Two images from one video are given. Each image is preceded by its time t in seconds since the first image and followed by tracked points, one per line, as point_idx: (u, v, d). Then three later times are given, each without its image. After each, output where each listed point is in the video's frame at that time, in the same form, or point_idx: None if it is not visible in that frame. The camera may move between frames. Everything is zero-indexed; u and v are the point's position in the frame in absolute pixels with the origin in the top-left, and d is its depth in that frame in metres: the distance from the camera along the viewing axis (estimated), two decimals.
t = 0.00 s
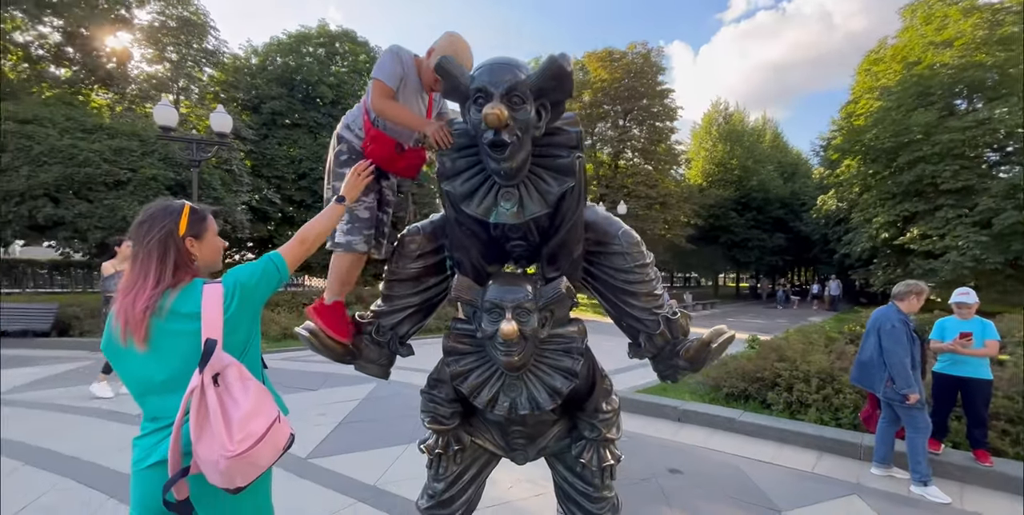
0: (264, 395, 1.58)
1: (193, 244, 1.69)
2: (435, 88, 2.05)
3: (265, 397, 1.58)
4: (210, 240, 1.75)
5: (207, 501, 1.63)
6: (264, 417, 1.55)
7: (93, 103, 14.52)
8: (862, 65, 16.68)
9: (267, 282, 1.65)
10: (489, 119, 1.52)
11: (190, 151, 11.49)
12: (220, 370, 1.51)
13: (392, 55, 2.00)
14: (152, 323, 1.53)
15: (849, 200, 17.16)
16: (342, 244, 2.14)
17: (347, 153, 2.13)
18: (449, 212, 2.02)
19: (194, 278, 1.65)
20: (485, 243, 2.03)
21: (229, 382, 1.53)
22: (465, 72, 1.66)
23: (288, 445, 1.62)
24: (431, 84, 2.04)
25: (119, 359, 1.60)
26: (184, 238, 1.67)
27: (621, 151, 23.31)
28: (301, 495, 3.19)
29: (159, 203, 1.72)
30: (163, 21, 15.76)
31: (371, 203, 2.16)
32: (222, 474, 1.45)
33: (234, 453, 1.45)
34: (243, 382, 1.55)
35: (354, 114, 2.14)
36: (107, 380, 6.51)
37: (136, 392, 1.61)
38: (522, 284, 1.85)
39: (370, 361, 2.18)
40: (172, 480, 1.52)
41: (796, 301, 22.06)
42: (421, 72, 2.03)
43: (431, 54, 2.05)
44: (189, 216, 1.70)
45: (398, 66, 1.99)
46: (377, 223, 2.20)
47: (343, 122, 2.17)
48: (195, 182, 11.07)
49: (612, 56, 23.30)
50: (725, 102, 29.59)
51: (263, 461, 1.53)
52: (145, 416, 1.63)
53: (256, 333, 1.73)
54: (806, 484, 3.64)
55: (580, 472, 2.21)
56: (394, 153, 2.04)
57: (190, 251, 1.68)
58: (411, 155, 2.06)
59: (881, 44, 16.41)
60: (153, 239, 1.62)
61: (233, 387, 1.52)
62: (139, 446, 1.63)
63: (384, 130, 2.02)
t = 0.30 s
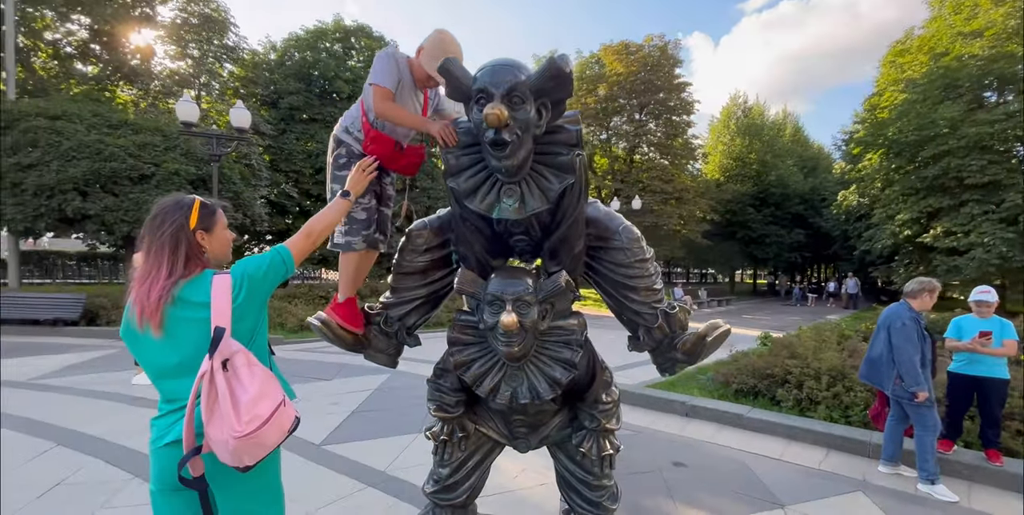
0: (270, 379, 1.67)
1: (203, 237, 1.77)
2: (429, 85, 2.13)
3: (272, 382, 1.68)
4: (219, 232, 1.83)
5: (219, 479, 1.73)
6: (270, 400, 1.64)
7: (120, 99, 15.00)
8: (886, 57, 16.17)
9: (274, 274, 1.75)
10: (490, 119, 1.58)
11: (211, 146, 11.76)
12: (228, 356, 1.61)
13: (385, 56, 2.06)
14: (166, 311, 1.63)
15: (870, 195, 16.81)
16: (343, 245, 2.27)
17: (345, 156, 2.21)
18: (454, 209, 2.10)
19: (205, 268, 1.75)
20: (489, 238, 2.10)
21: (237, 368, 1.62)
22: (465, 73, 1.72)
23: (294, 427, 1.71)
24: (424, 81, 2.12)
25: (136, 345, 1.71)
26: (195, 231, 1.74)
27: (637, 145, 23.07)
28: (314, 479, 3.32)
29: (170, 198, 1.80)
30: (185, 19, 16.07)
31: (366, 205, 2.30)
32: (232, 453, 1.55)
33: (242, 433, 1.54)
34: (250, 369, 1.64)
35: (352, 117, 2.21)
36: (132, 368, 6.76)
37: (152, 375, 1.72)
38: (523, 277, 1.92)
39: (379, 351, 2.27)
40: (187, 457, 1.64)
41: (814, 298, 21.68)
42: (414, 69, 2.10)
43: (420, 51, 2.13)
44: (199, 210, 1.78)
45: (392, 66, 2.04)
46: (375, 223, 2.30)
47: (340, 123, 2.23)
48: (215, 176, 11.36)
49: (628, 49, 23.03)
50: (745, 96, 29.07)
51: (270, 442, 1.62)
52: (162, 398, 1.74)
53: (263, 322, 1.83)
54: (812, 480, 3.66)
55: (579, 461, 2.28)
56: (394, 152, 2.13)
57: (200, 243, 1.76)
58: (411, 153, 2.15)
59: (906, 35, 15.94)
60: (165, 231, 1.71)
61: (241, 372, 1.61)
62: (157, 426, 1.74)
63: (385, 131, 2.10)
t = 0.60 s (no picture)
0: (262, 365, 1.75)
1: (203, 225, 1.84)
2: (413, 81, 2.16)
3: (264, 368, 1.75)
4: (219, 220, 1.90)
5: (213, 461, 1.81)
6: (262, 385, 1.72)
7: (136, 93, 15.27)
8: (906, 45, 15.73)
9: (269, 264, 1.82)
10: (488, 112, 1.63)
11: (226, 140, 11.94)
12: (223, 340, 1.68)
13: (371, 60, 2.07)
14: (165, 296, 1.72)
15: (888, 187, 16.45)
16: (353, 242, 2.33)
17: (343, 157, 2.26)
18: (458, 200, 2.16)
19: (203, 255, 1.82)
20: (491, 228, 2.16)
21: (231, 352, 1.70)
22: (466, 66, 1.77)
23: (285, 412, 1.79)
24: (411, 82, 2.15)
25: (137, 327, 1.80)
26: (195, 219, 1.81)
27: (649, 137, 22.86)
28: (325, 463, 3.45)
29: (173, 185, 1.88)
30: (200, 14, 16.34)
31: (370, 199, 2.34)
32: (223, 434, 1.62)
33: (234, 415, 1.62)
34: (244, 353, 1.71)
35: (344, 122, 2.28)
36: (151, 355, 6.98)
37: (152, 356, 1.81)
38: (522, 266, 1.97)
39: (384, 337, 2.34)
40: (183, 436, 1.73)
41: (827, 292, 21.42)
42: (400, 71, 2.12)
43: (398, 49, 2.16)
44: (199, 198, 1.85)
45: (380, 69, 2.06)
46: (380, 217, 2.37)
47: (338, 128, 2.31)
48: (229, 169, 11.53)
49: (640, 39, 22.75)
50: (760, 86, 28.58)
51: (261, 426, 1.69)
52: (162, 381, 1.83)
53: (258, 310, 1.91)
54: (814, 470, 3.69)
55: (579, 446, 2.34)
56: (384, 152, 2.21)
57: (200, 231, 1.84)
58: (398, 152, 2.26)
59: (930, 21, 15.46)
60: (166, 218, 1.78)
61: (235, 357, 1.70)
62: (157, 408, 1.83)
63: (370, 133, 2.17)
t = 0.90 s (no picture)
0: (234, 364, 1.71)
1: (197, 219, 1.87)
2: (409, 97, 2.13)
3: (237, 366, 1.72)
4: (213, 216, 1.92)
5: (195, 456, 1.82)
6: (231, 384, 1.68)
7: (150, 93, 15.52)
8: (923, 37, 15.39)
9: (254, 264, 1.81)
10: (483, 108, 1.64)
11: (236, 138, 12.08)
12: (197, 338, 1.67)
13: (366, 76, 2.06)
14: (153, 289, 1.74)
15: (903, 183, 16.17)
16: (362, 244, 2.22)
17: (343, 166, 2.23)
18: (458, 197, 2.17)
19: (195, 250, 1.84)
20: (490, 224, 2.17)
21: (204, 349, 1.68)
22: (461, 62, 1.78)
23: (258, 415, 1.74)
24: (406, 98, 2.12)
25: (128, 319, 1.84)
26: (189, 213, 1.85)
27: (658, 133, 22.68)
28: (329, 456, 3.49)
29: (170, 178, 1.92)
30: (212, 13, 16.53)
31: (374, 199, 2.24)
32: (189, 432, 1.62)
33: (196, 414, 1.60)
34: (216, 351, 1.69)
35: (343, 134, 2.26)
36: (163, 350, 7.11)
37: (139, 349, 1.84)
38: (520, 261, 1.99)
39: (385, 331, 2.36)
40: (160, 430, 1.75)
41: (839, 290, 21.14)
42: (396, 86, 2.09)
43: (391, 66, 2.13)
44: (195, 193, 1.88)
45: (376, 85, 2.05)
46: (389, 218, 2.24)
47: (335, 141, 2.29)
48: (240, 167, 11.68)
49: (650, 34, 22.55)
50: (772, 81, 28.23)
51: (227, 427, 1.66)
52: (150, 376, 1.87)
53: (246, 307, 1.90)
54: (820, 467, 3.67)
55: (578, 440, 2.36)
56: (383, 163, 2.18)
57: (194, 225, 1.87)
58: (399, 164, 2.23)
59: (946, 13, 15.14)
60: (160, 211, 1.82)
61: (206, 354, 1.67)
62: (148, 402, 1.87)
63: (368, 144, 2.15)
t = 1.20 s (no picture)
0: (210, 359, 1.68)
1: (178, 204, 1.84)
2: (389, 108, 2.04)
3: (214, 361, 1.69)
4: (195, 202, 1.88)
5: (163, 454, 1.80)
6: (206, 381, 1.66)
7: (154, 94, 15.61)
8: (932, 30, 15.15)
9: (231, 259, 1.77)
10: (464, 91, 1.60)
11: (239, 138, 12.10)
12: (170, 332, 1.64)
13: (344, 88, 1.99)
14: (127, 278, 1.71)
15: (911, 179, 15.97)
16: (351, 237, 2.13)
17: (324, 170, 2.18)
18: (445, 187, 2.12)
19: (172, 236, 1.80)
20: (478, 215, 2.12)
21: (178, 342, 1.65)
22: (444, 45, 1.72)
23: (234, 414, 1.72)
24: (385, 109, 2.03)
25: (101, 308, 1.81)
26: (170, 196, 1.81)
27: (662, 131, 22.53)
28: (323, 453, 3.46)
29: (154, 161, 1.88)
30: (215, 14, 16.60)
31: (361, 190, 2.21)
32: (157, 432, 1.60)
33: (166, 413, 1.59)
34: (191, 345, 1.66)
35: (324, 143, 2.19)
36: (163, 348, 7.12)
37: (110, 341, 1.81)
38: (507, 252, 1.94)
39: (373, 325, 2.31)
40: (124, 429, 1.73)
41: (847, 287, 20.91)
42: (373, 98, 2.01)
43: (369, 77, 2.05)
44: (178, 177, 1.84)
45: (354, 100, 1.98)
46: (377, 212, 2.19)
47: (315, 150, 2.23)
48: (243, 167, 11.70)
49: (654, 30, 22.41)
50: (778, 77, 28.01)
51: (200, 427, 1.65)
52: (120, 371, 1.83)
53: (223, 302, 1.86)
54: (823, 465, 3.58)
55: (570, 436, 2.29)
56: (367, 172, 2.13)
57: (174, 210, 1.83)
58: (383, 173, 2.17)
59: (955, 5, 14.90)
60: (141, 192, 1.79)
61: (180, 347, 1.64)
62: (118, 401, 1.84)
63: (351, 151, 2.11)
